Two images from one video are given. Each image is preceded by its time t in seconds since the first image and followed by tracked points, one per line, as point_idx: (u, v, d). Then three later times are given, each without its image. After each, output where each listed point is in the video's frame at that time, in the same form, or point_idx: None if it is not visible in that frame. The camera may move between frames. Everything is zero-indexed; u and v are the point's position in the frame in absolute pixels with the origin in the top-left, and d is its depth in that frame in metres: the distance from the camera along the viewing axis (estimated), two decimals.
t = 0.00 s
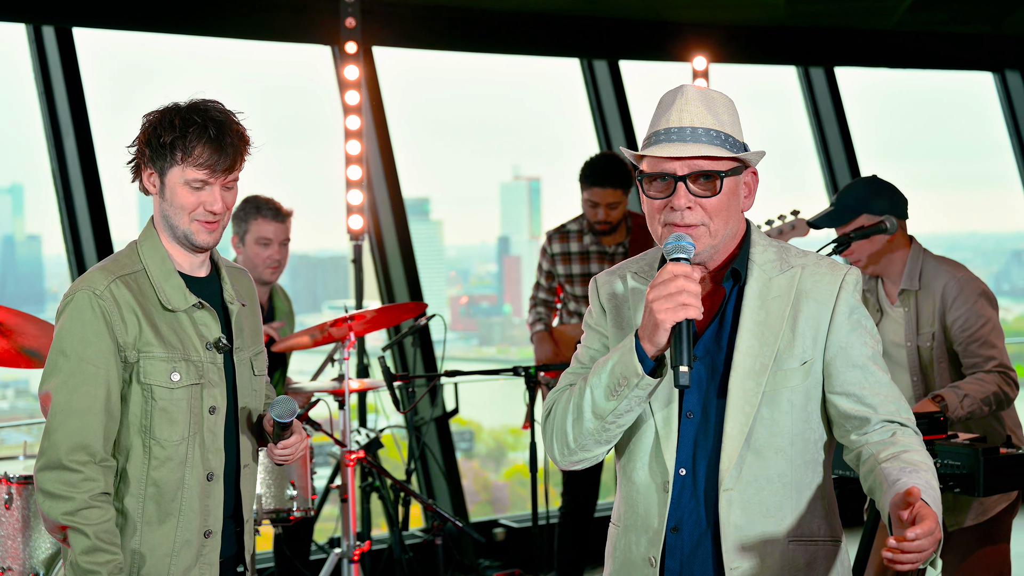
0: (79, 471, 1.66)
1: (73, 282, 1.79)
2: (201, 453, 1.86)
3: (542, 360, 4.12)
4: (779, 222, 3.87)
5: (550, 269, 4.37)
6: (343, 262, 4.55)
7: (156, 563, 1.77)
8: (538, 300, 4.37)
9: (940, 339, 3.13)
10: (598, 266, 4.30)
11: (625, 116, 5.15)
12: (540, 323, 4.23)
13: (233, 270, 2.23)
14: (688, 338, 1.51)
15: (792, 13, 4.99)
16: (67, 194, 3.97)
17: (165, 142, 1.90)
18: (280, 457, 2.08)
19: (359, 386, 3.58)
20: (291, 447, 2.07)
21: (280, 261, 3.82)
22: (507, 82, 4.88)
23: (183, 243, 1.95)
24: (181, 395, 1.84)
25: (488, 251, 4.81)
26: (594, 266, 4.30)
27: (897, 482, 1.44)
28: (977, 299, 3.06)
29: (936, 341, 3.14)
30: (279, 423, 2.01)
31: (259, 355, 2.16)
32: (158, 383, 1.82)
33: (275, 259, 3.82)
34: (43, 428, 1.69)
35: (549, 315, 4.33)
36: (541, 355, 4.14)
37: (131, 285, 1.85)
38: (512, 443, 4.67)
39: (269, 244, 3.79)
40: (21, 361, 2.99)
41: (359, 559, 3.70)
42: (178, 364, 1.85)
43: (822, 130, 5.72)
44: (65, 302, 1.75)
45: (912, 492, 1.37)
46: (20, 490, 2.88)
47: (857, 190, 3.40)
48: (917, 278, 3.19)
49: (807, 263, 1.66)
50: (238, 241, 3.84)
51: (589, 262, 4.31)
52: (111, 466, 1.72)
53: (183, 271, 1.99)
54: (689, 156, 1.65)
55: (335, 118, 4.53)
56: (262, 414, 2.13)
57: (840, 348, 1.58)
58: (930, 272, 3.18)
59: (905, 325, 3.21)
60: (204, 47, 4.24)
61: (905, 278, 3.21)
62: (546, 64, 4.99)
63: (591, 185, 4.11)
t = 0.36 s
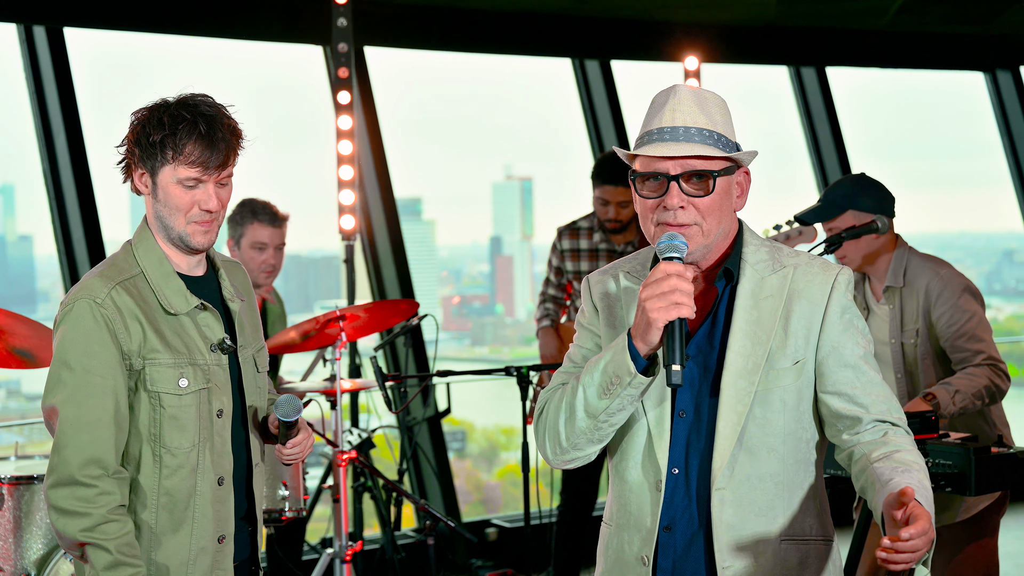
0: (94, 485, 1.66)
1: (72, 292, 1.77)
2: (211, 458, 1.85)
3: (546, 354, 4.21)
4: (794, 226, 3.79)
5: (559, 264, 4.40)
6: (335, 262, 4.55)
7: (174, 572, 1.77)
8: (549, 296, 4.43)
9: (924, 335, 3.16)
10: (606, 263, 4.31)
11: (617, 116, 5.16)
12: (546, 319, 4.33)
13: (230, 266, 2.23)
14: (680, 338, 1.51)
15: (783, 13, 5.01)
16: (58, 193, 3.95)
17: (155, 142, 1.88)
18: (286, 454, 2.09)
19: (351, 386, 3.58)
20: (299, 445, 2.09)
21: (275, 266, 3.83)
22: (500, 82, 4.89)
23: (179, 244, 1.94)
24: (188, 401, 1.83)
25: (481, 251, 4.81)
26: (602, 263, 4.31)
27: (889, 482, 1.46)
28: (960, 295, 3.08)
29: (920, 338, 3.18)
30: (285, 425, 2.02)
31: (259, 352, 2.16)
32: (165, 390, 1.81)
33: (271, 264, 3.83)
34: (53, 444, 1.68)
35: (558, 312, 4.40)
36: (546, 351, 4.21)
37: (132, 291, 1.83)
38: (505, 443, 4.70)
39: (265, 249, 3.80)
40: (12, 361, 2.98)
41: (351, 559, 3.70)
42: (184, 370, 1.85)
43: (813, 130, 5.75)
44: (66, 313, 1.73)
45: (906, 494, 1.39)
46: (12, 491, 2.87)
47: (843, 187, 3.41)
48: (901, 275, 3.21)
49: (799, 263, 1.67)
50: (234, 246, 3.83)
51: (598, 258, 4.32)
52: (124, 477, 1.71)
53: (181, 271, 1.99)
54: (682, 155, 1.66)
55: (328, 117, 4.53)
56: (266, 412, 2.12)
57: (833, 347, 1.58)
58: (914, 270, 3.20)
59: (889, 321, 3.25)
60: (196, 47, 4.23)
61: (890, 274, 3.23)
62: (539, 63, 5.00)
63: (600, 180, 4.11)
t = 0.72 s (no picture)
0: (106, 507, 1.63)
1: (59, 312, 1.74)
2: (211, 471, 1.85)
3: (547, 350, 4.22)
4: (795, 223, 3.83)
5: (565, 262, 4.40)
6: (331, 262, 4.54)
7: None
8: (554, 295, 4.39)
9: (916, 334, 3.17)
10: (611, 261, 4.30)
11: (613, 116, 5.16)
12: (550, 315, 4.28)
13: (225, 258, 2.20)
14: (676, 338, 1.51)
15: (777, 13, 5.02)
16: (53, 193, 3.94)
17: (123, 158, 1.82)
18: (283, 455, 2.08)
19: (346, 386, 3.57)
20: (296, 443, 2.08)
21: (268, 257, 3.81)
22: (495, 82, 4.89)
23: (162, 256, 1.91)
24: (184, 416, 1.83)
25: (476, 251, 4.81)
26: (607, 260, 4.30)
27: (885, 482, 1.46)
28: (952, 293, 3.10)
29: (912, 335, 3.18)
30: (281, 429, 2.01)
31: (259, 350, 2.14)
32: (160, 407, 1.81)
33: (264, 255, 3.81)
34: (58, 469, 1.65)
35: (562, 309, 4.35)
36: (547, 347, 4.21)
37: (121, 307, 1.81)
38: (500, 444, 4.67)
39: (257, 241, 3.78)
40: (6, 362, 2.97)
41: (346, 559, 3.69)
42: (179, 385, 1.84)
43: (808, 130, 5.76)
44: (54, 335, 1.70)
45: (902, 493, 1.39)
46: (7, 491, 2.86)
47: (836, 184, 3.41)
48: (893, 273, 3.23)
49: (796, 262, 1.68)
50: (226, 240, 3.81)
51: (602, 255, 4.32)
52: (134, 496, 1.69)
53: (172, 279, 1.97)
54: (678, 155, 1.66)
55: (324, 116, 4.52)
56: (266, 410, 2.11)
57: (829, 347, 1.59)
58: (906, 267, 3.22)
59: (881, 319, 3.26)
60: (191, 46, 4.23)
61: (882, 273, 3.25)
62: (534, 63, 5.01)
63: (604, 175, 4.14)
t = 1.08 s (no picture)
0: (79, 498, 1.66)
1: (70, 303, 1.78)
2: (213, 469, 1.81)
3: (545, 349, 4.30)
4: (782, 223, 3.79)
5: (562, 261, 4.42)
6: (326, 262, 4.52)
7: None
8: (552, 295, 4.45)
9: (909, 334, 3.18)
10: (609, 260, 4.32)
11: (608, 117, 5.17)
12: (548, 315, 4.35)
13: (263, 256, 2.09)
14: (672, 339, 1.51)
15: (772, 13, 5.03)
16: (48, 194, 3.94)
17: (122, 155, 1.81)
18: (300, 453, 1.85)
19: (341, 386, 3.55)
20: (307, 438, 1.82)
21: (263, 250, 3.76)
22: (491, 82, 4.89)
23: (176, 251, 1.87)
24: (184, 412, 1.80)
25: (472, 251, 4.80)
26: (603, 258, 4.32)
27: (881, 483, 1.47)
28: (944, 293, 3.11)
29: (905, 336, 3.20)
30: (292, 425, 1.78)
31: (289, 350, 2.01)
32: (158, 402, 1.79)
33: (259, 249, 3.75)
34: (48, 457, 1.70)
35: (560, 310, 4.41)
36: (544, 347, 4.27)
37: (129, 301, 1.81)
38: (495, 443, 4.60)
39: (251, 234, 3.72)
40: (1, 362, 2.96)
41: (342, 560, 3.68)
42: (179, 381, 1.81)
43: (804, 130, 5.77)
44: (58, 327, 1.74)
45: (900, 495, 1.39)
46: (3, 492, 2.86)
47: (826, 184, 3.43)
48: (885, 274, 3.23)
49: (791, 262, 1.68)
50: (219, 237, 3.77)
51: (600, 253, 4.33)
52: (114, 490, 1.70)
53: (193, 277, 1.93)
54: (673, 155, 1.66)
55: (319, 116, 4.52)
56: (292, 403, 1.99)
57: (824, 348, 1.59)
58: (898, 268, 3.22)
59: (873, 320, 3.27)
60: (187, 46, 4.23)
61: (874, 274, 3.25)
62: (530, 64, 5.01)
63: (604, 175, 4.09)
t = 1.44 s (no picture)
0: (89, 455, 1.72)
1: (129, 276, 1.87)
2: (218, 455, 1.77)
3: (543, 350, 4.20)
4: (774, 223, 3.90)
5: (557, 261, 4.42)
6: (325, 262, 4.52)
7: (166, 559, 1.74)
8: (547, 296, 4.40)
9: (907, 334, 3.18)
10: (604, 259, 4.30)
11: (608, 116, 5.17)
12: (544, 315, 4.29)
13: (330, 263, 2.02)
14: (672, 339, 1.51)
15: (772, 12, 5.03)
16: (47, 193, 3.94)
17: (204, 131, 1.84)
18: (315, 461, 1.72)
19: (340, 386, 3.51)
20: (325, 440, 1.68)
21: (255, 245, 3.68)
22: (490, 82, 4.89)
23: (234, 237, 1.86)
24: (196, 394, 1.79)
25: (472, 250, 4.80)
26: (598, 258, 4.32)
27: (883, 483, 1.47)
28: (942, 292, 3.11)
29: (902, 335, 3.19)
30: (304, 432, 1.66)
31: (330, 359, 1.92)
32: (174, 381, 1.79)
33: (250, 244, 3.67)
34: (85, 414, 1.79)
35: (556, 309, 4.35)
36: (541, 346, 4.22)
37: (172, 279, 1.84)
38: (495, 442, 4.64)
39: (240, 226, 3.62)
40: None
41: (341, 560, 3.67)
42: (195, 363, 1.80)
43: (803, 129, 5.77)
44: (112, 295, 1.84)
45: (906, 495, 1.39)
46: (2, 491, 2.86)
47: (821, 185, 3.43)
48: (882, 274, 3.23)
49: (791, 262, 1.68)
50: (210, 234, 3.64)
51: (595, 253, 4.33)
52: (127, 455, 1.74)
53: (247, 269, 1.90)
54: (673, 155, 1.66)
55: (318, 116, 4.52)
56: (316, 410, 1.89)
57: (825, 348, 1.59)
58: (895, 268, 3.22)
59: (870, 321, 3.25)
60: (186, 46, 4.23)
61: (871, 274, 3.25)
62: (529, 63, 5.01)
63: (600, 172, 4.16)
